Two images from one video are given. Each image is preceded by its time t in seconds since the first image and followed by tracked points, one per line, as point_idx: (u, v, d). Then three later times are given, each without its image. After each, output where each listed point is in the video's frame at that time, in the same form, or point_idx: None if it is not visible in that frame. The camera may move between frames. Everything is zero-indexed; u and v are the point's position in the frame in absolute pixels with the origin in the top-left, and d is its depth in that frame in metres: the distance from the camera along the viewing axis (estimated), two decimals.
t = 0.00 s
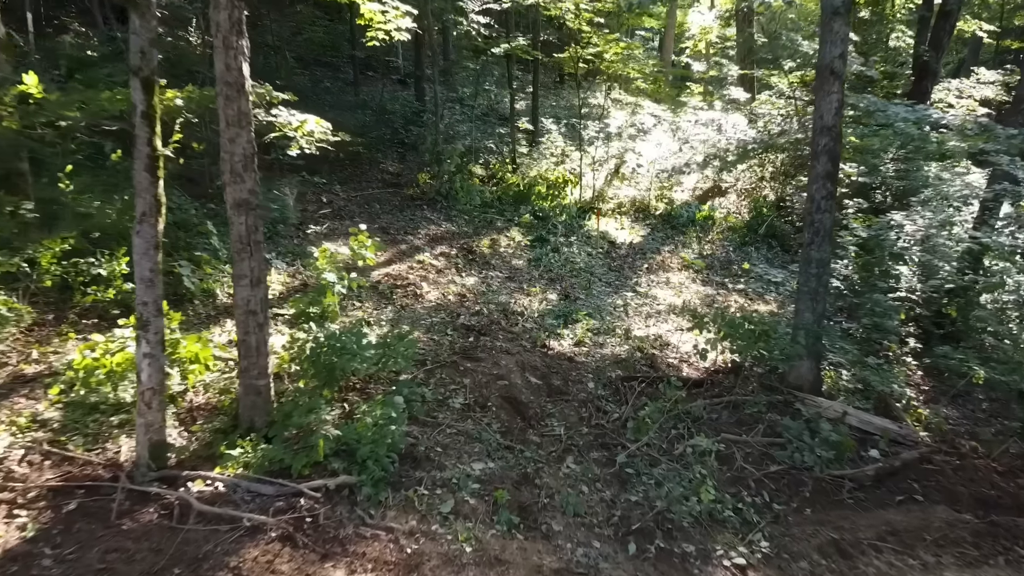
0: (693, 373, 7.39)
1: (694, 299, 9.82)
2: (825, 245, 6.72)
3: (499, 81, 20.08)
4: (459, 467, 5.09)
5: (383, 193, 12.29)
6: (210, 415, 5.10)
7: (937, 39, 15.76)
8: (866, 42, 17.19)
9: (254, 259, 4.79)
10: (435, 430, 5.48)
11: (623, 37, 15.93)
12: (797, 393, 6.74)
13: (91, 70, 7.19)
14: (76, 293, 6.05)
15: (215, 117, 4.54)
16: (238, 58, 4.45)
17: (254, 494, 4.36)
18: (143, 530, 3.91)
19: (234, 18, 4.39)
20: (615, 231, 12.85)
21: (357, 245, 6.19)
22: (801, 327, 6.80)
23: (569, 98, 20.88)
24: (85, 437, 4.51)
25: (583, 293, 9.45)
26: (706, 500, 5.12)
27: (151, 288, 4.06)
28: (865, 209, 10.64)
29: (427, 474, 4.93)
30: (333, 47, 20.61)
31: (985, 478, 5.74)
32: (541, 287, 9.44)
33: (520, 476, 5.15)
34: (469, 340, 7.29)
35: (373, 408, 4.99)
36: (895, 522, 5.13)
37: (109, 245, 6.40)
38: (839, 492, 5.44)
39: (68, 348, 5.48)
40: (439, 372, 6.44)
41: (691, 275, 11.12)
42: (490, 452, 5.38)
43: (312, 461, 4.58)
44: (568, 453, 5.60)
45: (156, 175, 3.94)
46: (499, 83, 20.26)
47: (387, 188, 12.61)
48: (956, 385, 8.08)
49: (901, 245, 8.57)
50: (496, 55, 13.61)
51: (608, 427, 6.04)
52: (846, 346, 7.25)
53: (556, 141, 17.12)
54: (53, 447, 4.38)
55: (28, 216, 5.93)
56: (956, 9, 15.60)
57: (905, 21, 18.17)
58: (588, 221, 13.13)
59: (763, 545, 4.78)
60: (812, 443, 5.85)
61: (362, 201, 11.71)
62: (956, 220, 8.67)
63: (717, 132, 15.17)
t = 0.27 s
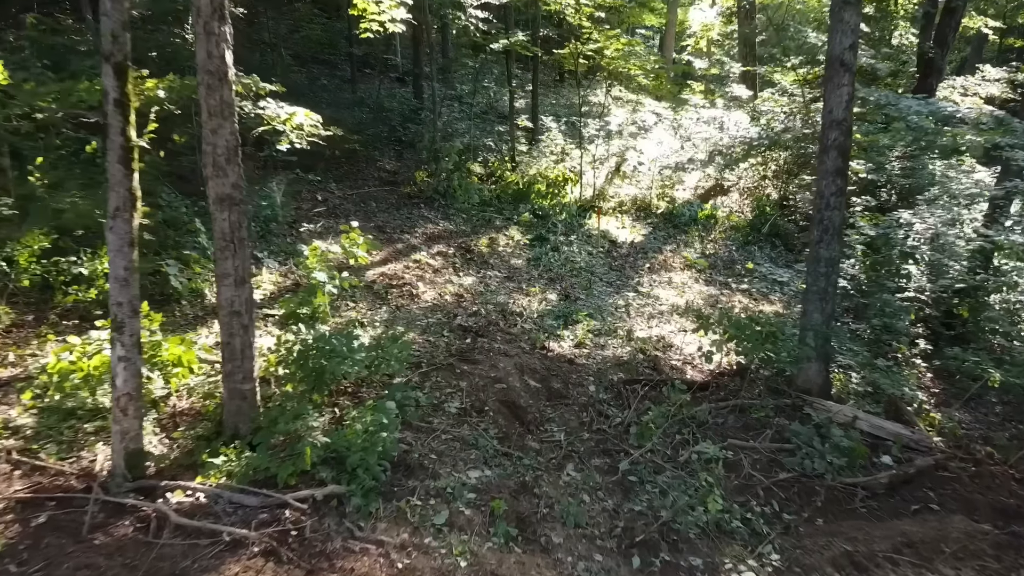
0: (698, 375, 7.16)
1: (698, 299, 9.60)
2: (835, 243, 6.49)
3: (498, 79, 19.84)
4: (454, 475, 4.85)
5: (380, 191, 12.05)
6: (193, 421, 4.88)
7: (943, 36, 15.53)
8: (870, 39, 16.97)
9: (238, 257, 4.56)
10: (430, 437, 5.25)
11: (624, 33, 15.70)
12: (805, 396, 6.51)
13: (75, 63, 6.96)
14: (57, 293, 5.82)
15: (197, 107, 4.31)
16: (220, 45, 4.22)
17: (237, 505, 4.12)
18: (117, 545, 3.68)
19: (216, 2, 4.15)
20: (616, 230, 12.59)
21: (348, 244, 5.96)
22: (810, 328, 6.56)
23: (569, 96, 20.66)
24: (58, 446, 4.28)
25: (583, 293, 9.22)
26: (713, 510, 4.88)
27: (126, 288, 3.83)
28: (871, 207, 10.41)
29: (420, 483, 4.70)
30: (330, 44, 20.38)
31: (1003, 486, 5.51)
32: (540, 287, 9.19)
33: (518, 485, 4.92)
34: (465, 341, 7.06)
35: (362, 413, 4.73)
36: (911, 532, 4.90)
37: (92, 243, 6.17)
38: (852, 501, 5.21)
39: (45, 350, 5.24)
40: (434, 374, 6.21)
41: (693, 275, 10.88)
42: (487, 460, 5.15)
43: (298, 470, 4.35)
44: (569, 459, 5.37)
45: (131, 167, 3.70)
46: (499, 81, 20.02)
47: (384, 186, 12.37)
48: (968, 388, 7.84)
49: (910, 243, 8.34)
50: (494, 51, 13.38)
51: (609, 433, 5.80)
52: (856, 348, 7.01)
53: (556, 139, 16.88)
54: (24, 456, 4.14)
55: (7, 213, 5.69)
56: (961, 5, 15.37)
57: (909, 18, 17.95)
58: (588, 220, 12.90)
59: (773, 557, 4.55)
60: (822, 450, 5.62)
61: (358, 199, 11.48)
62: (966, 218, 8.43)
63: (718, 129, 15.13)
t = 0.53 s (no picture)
0: (703, 378, 6.93)
1: (702, 299, 9.37)
2: (846, 241, 6.25)
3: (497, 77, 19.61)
4: (449, 484, 4.62)
5: (377, 189, 11.83)
6: (174, 428, 4.64)
7: (948, 32, 15.30)
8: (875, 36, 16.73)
9: (221, 255, 4.32)
10: (424, 443, 5.01)
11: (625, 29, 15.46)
12: (814, 400, 6.28)
13: (60, 55, 6.72)
14: (37, 293, 5.58)
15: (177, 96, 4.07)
16: (201, 30, 3.98)
17: (218, 518, 3.89)
18: (87, 562, 3.44)
19: None
20: (618, 229, 12.35)
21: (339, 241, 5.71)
22: (820, 330, 6.32)
23: (569, 94, 20.43)
24: (29, 455, 4.04)
25: (584, 293, 8.98)
26: (722, 522, 4.65)
27: (98, 287, 3.59)
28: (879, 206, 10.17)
29: (413, 493, 4.46)
30: (327, 42, 20.12)
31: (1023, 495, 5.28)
32: (540, 287, 8.96)
33: (517, 495, 4.68)
34: (463, 343, 6.83)
35: (353, 419, 4.50)
36: (930, 545, 4.67)
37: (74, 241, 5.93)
38: (866, 510, 4.97)
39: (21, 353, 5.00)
40: (430, 377, 5.98)
41: (696, 275, 10.65)
42: (484, 468, 4.91)
43: (284, 480, 4.11)
44: (570, 467, 5.14)
45: (102, 159, 3.47)
46: (498, 78, 19.79)
47: (381, 184, 12.13)
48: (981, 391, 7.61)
49: (920, 242, 8.10)
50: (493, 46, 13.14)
51: (612, 439, 5.57)
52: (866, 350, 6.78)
53: (556, 137, 16.65)
54: None
55: None
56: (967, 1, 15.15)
57: (913, 15, 17.73)
58: (589, 219, 12.67)
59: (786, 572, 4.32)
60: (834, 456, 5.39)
61: (354, 197, 11.25)
62: (978, 216, 8.20)
63: (721, 127, 14.93)
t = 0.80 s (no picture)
0: (709, 381, 6.69)
1: (706, 300, 9.14)
2: (858, 239, 6.01)
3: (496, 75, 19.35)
4: (444, 495, 4.38)
5: (373, 187, 11.58)
6: (154, 436, 4.39)
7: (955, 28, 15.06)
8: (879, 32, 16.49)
9: (203, 253, 4.07)
10: (418, 451, 4.78)
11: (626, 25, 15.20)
12: (824, 405, 6.05)
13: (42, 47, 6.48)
14: (14, 294, 5.34)
15: (154, 84, 3.83)
16: (179, 14, 3.73)
17: (198, 533, 3.64)
18: None
19: None
20: (619, 228, 12.10)
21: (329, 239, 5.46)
22: (831, 331, 6.08)
23: (569, 92, 20.18)
24: None
25: (585, 294, 8.73)
26: (732, 534, 4.42)
27: (66, 287, 3.35)
28: (887, 204, 9.94)
29: (406, 505, 4.23)
30: (325, 39, 19.88)
31: None
32: (540, 288, 8.71)
33: (516, 506, 4.44)
34: (459, 345, 6.58)
35: (342, 428, 4.25)
36: (951, 558, 4.43)
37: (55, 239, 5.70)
38: (883, 522, 4.73)
39: None
40: (425, 381, 5.74)
41: (700, 275, 10.41)
42: (481, 477, 4.68)
43: (267, 492, 3.86)
44: (571, 475, 4.91)
45: (69, 150, 3.23)
46: (497, 76, 19.53)
47: (377, 182, 11.89)
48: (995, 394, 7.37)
49: (931, 240, 7.87)
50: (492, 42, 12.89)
51: (615, 446, 5.33)
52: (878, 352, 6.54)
53: (556, 135, 16.40)
54: None
55: None
56: None
57: (918, 11, 17.49)
58: (590, 218, 12.42)
59: None
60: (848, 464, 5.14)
61: (350, 196, 11.01)
62: (991, 214, 7.96)
63: (724, 124, 14.32)
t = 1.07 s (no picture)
0: (715, 386, 6.46)
1: (711, 301, 8.89)
2: (872, 237, 5.77)
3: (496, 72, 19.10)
4: (439, 508, 4.15)
5: (370, 185, 11.34)
6: (133, 446, 4.15)
7: (962, 24, 14.82)
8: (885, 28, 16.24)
9: (182, 251, 3.83)
10: (412, 460, 4.56)
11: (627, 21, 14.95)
12: (836, 410, 5.82)
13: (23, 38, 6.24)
14: None
15: (129, 71, 3.58)
16: None
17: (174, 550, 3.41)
18: None
19: None
20: (621, 227, 11.86)
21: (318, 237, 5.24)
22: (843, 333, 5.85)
23: (569, 89, 19.93)
24: None
25: (586, 294, 8.49)
26: (743, 549, 4.19)
27: (29, 287, 3.11)
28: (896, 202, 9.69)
29: (398, 518, 3.99)
30: (322, 36, 19.64)
31: None
32: (540, 288, 8.47)
33: (514, 519, 4.21)
34: (456, 348, 6.34)
35: (330, 437, 4.02)
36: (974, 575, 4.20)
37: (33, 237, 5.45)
38: (901, 535, 4.50)
39: None
40: (420, 386, 5.51)
41: (703, 275, 10.17)
42: (478, 488, 4.45)
43: (250, 506, 3.62)
44: (573, 485, 4.67)
45: (30, 138, 2.99)
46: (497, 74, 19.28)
47: (374, 180, 11.65)
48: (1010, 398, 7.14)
49: (944, 239, 7.63)
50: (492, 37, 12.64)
51: (619, 454, 5.09)
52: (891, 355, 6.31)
53: (557, 133, 16.15)
54: None
55: None
56: None
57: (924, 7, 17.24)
58: (591, 217, 12.18)
59: None
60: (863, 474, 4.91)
61: (346, 194, 10.78)
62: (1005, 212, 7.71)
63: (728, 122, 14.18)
